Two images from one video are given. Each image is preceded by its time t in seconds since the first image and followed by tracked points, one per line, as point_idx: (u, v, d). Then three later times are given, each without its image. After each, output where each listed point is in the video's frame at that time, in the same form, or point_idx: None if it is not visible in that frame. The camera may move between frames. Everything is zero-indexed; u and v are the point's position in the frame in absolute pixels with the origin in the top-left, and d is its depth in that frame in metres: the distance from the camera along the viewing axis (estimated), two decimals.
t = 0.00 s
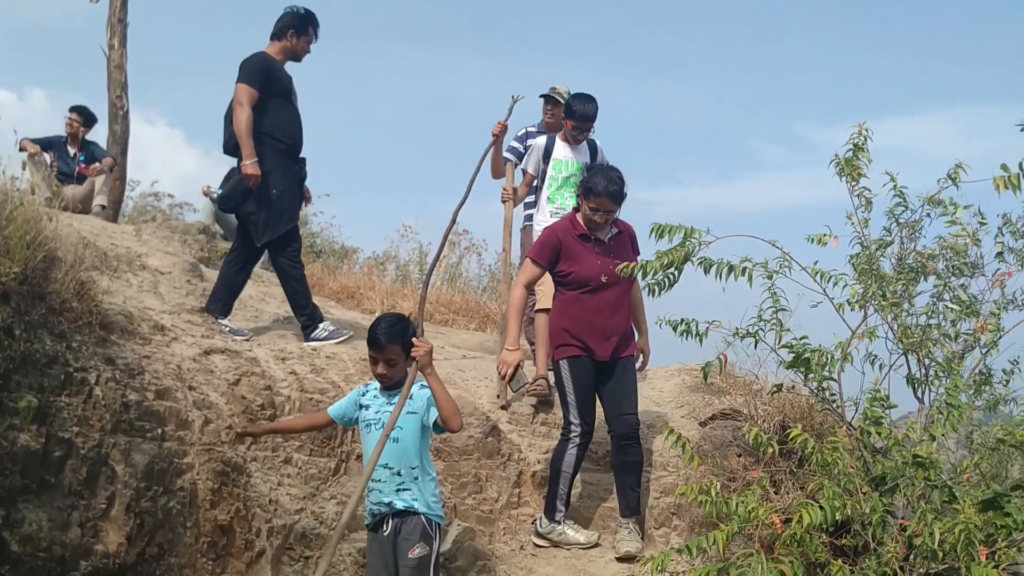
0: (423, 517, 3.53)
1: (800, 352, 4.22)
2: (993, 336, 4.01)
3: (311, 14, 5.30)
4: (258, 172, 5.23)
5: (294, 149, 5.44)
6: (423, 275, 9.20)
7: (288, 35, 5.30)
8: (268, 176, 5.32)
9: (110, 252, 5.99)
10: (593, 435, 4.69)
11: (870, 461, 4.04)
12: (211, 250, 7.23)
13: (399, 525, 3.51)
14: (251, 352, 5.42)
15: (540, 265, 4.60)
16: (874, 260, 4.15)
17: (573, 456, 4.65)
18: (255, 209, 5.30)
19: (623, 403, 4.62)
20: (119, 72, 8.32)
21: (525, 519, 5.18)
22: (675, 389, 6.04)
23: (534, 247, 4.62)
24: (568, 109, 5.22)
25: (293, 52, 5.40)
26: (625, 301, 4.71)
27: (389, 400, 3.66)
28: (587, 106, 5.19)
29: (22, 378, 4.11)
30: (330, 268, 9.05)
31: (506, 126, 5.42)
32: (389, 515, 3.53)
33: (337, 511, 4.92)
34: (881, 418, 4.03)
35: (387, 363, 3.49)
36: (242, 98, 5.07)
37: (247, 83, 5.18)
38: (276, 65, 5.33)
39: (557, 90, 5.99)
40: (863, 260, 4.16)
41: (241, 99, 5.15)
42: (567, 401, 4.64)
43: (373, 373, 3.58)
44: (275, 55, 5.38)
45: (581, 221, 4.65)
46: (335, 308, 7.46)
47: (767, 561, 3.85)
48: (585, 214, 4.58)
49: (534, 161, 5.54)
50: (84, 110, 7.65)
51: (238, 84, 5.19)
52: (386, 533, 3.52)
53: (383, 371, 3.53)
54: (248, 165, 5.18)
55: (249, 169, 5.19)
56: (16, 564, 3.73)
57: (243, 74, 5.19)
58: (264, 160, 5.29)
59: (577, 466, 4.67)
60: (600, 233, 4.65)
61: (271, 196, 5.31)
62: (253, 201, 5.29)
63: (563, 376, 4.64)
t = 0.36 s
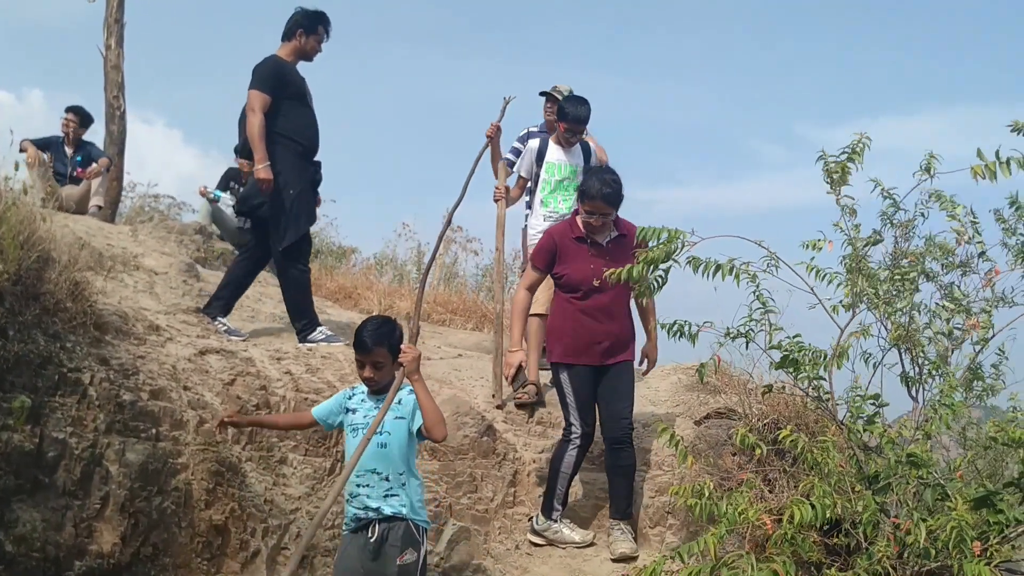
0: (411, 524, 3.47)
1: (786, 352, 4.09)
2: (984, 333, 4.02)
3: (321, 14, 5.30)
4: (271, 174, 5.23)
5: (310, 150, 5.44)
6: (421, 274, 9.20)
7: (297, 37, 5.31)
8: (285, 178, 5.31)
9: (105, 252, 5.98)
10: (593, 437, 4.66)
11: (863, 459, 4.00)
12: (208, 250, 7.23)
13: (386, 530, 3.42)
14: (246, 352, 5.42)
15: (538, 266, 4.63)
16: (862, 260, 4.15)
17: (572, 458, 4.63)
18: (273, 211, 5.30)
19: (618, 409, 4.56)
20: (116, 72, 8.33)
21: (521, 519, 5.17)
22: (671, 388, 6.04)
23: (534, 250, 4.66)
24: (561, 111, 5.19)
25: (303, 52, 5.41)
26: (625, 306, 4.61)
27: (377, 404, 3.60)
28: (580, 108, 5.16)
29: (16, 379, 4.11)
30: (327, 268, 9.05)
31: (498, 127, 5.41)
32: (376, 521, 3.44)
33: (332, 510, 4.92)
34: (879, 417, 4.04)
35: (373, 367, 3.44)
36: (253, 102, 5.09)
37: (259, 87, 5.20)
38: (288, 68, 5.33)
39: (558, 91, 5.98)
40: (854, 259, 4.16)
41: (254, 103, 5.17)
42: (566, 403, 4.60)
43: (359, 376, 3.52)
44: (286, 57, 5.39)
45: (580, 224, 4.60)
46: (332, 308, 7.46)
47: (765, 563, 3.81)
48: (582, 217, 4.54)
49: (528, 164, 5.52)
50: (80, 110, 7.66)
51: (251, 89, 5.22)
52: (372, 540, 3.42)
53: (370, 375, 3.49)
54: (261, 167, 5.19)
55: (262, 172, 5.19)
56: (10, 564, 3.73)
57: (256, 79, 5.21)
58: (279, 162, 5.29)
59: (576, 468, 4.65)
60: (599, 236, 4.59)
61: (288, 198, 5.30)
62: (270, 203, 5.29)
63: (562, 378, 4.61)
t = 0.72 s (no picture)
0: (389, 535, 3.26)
1: (775, 351, 4.08)
2: (975, 330, 4.02)
3: (335, 12, 5.29)
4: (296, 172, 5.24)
5: (323, 149, 5.46)
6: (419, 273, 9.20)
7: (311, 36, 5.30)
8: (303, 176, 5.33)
9: (102, 252, 5.99)
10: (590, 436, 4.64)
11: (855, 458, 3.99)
12: (204, 250, 7.23)
13: (362, 541, 3.21)
14: (241, 351, 5.41)
15: (538, 264, 4.63)
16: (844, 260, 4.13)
17: (569, 457, 4.62)
18: (291, 210, 5.30)
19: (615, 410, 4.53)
20: (114, 72, 8.34)
21: (516, 517, 5.14)
22: (667, 387, 6.04)
23: (534, 248, 4.66)
24: (549, 112, 5.24)
25: (315, 49, 5.41)
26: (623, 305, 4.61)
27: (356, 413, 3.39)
28: (568, 109, 5.21)
29: (9, 379, 4.12)
30: (326, 267, 9.06)
31: (492, 130, 5.44)
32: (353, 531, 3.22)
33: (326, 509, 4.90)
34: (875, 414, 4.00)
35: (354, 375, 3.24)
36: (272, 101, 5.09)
37: (274, 87, 5.21)
38: (301, 68, 5.33)
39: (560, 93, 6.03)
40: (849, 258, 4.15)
41: (271, 103, 5.17)
42: (563, 401, 4.59)
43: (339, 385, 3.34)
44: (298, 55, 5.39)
45: (579, 222, 4.58)
46: (329, 308, 7.46)
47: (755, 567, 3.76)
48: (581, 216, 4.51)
49: (519, 167, 5.52)
50: (78, 110, 7.68)
51: (266, 89, 5.22)
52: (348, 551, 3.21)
53: (350, 385, 3.31)
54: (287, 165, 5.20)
55: (288, 169, 5.21)
56: (3, 563, 3.74)
57: (270, 79, 5.20)
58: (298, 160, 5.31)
59: (572, 466, 4.63)
60: (598, 237, 4.56)
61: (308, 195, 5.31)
62: (289, 202, 5.29)
63: (559, 377, 4.59)
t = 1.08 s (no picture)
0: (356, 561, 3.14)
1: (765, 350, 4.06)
2: (967, 326, 4.01)
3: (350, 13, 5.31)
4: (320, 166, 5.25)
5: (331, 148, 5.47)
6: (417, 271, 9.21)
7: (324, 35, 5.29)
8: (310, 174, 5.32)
9: (98, 250, 5.97)
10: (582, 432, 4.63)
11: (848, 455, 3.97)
12: (202, 248, 7.21)
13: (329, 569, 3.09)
14: (237, 349, 5.32)
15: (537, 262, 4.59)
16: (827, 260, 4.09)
17: (559, 451, 4.62)
18: (294, 207, 5.29)
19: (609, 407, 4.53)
20: (111, 71, 8.33)
21: (512, 515, 5.13)
22: (664, 385, 6.04)
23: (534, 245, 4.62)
24: (538, 110, 5.23)
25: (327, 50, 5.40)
26: (624, 303, 4.55)
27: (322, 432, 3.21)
28: (556, 106, 5.19)
29: (4, 377, 4.10)
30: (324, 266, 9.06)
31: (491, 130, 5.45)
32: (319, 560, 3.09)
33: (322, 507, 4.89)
34: (870, 411, 3.99)
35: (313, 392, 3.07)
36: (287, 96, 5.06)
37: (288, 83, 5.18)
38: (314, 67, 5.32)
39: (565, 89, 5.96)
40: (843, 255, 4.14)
41: (284, 98, 5.13)
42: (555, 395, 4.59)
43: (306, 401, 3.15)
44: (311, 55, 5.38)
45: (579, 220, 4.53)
46: (327, 306, 7.46)
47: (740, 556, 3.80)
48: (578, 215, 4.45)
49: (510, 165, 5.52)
50: (76, 109, 7.69)
51: (279, 85, 5.19)
52: None
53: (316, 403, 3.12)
54: (311, 159, 5.20)
55: (311, 163, 5.21)
56: None
57: (284, 76, 5.20)
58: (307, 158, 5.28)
59: (563, 461, 4.63)
60: (597, 234, 4.48)
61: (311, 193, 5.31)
62: (293, 199, 5.29)
63: (553, 372, 4.59)
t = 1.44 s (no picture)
0: None
1: (755, 350, 4.03)
2: (959, 322, 4.01)
3: (362, 13, 5.37)
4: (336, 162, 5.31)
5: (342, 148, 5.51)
6: (415, 270, 9.23)
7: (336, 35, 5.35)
8: (317, 172, 5.35)
9: (94, 249, 5.95)
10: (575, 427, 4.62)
11: (843, 455, 3.93)
12: (199, 247, 7.20)
13: None
14: (233, 348, 5.20)
15: (535, 258, 4.58)
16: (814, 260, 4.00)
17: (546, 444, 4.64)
18: (299, 204, 5.31)
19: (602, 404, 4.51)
20: (109, 70, 8.34)
21: (508, 513, 5.11)
22: (660, 383, 6.04)
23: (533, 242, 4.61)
24: (527, 104, 5.24)
25: (340, 51, 5.46)
26: (624, 299, 4.50)
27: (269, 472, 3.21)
28: (546, 100, 5.21)
29: None
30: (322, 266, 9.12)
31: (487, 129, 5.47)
32: None
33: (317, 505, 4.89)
34: (864, 410, 3.96)
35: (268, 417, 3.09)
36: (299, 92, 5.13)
37: (301, 81, 5.25)
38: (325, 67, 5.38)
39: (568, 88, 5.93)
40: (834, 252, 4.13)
41: (297, 94, 5.20)
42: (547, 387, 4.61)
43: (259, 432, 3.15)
44: (324, 54, 5.44)
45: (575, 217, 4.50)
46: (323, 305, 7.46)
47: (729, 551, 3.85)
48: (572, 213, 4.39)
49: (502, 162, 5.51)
50: (75, 108, 7.69)
51: (292, 82, 5.27)
52: None
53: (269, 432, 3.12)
54: (329, 152, 5.26)
55: (330, 156, 5.27)
56: None
57: (296, 74, 5.26)
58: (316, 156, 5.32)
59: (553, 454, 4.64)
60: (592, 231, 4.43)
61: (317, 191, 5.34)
62: (298, 197, 5.30)
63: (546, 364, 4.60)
